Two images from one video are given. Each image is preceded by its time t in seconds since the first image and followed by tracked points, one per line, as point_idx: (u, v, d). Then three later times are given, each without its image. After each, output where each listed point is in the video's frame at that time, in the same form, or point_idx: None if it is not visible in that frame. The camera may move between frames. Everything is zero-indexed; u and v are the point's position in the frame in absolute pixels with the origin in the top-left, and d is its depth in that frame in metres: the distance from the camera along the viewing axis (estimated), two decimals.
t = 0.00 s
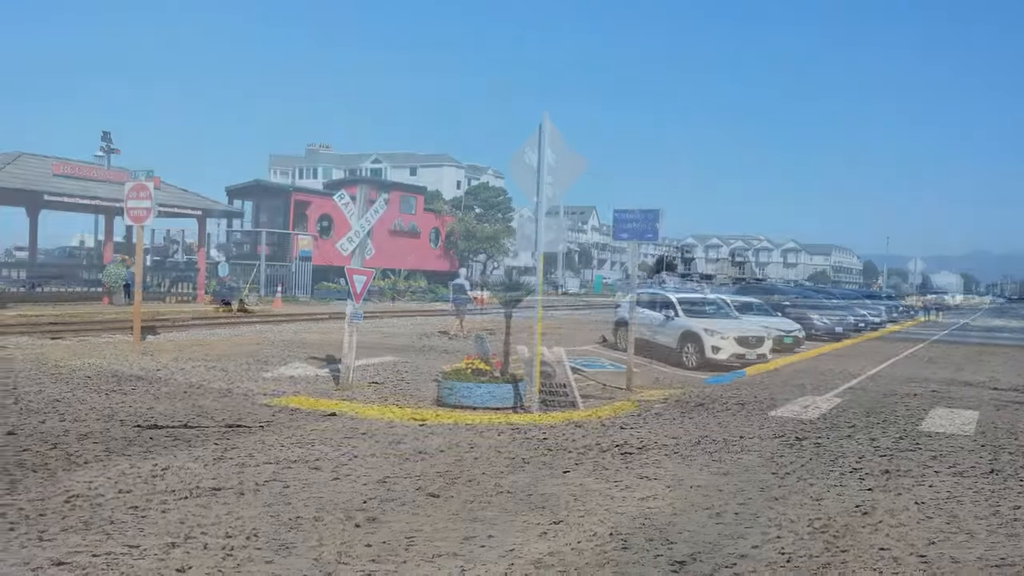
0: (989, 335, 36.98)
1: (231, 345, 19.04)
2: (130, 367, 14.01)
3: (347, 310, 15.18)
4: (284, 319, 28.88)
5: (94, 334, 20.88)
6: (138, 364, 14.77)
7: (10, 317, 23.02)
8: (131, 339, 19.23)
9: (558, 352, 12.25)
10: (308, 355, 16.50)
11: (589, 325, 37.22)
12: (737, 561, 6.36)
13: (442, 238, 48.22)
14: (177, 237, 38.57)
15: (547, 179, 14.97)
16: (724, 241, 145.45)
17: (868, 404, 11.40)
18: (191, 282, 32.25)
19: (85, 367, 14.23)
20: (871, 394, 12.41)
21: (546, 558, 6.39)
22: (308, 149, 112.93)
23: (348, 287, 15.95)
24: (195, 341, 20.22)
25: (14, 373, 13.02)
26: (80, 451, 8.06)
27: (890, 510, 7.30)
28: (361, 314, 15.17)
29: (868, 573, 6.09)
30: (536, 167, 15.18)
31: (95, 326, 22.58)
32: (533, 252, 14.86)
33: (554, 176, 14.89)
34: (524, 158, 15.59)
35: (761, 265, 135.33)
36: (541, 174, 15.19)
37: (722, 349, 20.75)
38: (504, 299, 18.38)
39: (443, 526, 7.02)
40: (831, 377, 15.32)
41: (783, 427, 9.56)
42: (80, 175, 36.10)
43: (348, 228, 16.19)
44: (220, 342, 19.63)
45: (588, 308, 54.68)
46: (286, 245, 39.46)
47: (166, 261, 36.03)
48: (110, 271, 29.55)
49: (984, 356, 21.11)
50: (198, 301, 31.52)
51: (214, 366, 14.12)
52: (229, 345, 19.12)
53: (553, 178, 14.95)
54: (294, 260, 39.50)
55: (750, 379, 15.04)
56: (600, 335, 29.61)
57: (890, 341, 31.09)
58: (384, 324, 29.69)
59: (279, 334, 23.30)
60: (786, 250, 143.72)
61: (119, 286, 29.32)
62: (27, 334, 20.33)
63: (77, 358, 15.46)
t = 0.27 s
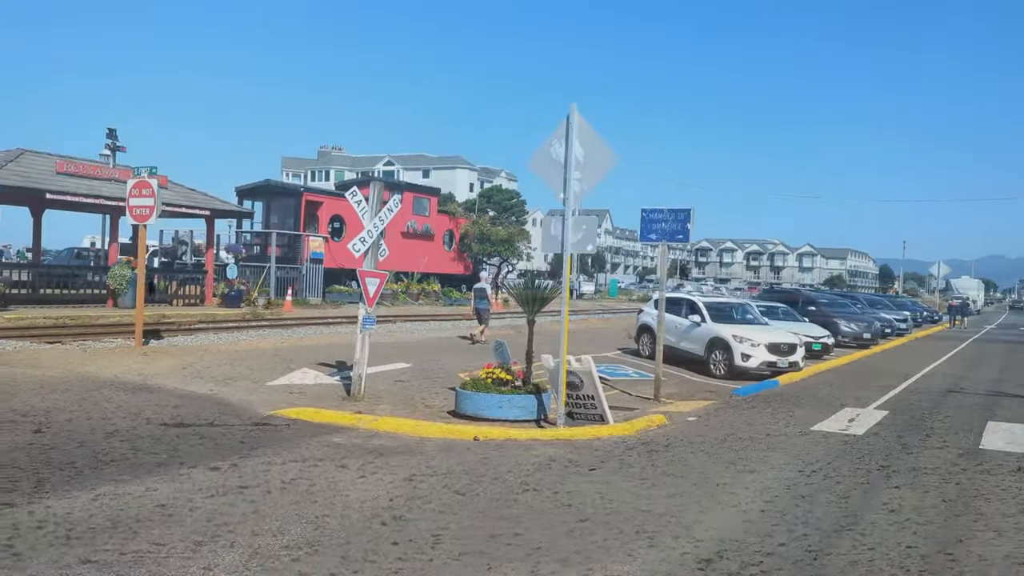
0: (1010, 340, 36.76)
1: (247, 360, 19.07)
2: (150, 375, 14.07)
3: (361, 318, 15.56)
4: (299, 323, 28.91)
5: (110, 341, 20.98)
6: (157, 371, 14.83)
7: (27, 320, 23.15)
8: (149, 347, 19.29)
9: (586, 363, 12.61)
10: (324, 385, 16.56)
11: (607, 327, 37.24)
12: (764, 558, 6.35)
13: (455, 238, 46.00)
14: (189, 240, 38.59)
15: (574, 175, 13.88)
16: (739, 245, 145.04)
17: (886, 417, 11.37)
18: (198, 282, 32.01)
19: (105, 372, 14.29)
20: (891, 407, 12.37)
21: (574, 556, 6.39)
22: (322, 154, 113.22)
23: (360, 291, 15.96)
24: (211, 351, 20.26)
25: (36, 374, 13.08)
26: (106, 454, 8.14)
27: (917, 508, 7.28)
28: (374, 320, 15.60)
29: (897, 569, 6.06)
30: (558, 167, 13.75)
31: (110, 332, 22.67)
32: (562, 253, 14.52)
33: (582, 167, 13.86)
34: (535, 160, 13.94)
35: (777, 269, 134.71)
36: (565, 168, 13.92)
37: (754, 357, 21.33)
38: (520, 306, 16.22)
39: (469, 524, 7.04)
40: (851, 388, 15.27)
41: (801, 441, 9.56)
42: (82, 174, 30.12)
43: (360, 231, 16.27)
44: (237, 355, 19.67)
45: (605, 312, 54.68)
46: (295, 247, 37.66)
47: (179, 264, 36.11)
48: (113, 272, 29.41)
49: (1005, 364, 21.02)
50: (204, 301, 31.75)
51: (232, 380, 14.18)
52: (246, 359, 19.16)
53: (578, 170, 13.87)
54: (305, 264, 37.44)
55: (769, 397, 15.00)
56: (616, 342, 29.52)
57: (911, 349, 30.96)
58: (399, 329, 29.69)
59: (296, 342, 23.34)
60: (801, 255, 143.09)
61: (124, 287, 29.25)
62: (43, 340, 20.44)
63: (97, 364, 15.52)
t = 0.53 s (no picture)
0: None
1: (266, 391, 17.30)
2: (152, 439, 12.41)
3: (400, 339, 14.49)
4: (327, 344, 27.13)
5: (126, 363, 19.23)
6: (162, 427, 13.15)
7: (43, 336, 21.45)
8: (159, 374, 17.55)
9: (657, 397, 11.59)
10: (347, 424, 14.76)
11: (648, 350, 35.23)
12: None
13: (491, 256, 42.90)
14: (216, 254, 36.55)
15: (644, 181, 11.86)
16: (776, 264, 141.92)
17: (1008, 513, 9.50)
18: (226, 299, 29.82)
19: (102, 430, 12.63)
20: (1007, 496, 10.45)
21: None
22: (352, 169, 111.84)
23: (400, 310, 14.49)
24: (229, 377, 18.51)
25: (21, 442, 11.44)
26: None
27: None
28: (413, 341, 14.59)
29: None
30: (625, 172, 11.86)
31: (130, 352, 20.92)
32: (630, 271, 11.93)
33: (654, 172, 11.80)
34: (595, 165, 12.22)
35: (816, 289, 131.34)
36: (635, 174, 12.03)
37: (824, 386, 19.71)
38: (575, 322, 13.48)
39: None
40: (943, 460, 13.32)
41: (926, 557, 7.74)
42: (104, 185, 25.41)
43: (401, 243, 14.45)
44: (256, 385, 17.91)
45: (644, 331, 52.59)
46: (328, 263, 34.44)
47: (207, 279, 34.32)
48: (136, 287, 25.59)
49: None
50: (232, 318, 29.68)
51: (244, 445, 12.47)
52: (264, 390, 17.38)
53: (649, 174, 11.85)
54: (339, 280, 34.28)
55: (850, 460, 13.05)
56: (663, 367, 27.41)
57: (984, 384, 28.53)
58: (433, 349, 27.77)
59: (321, 365, 21.53)
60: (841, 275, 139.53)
61: (151, 304, 25.65)
62: (58, 360, 18.70)
63: (96, 410, 13.85)
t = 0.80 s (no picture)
0: None
1: (319, 420, 15.95)
2: (197, 479, 11.08)
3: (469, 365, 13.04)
4: (381, 366, 25.86)
5: (172, 388, 18.06)
6: (208, 465, 11.82)
7: (88, 359, 20.43)
8: (206, 401, 16.32)
9: (778, 440, 9.85)
10: (408, 461, 13.31)
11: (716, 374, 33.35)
12: None
13: (546, 276, 41.33)
14: (266, 274, 35.55)
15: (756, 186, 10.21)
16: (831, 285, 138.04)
17: None
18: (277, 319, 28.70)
19: (142, 468, 11.34)
20: None
21: None
22: (400, 191, 111.39)
23: (467, 333, 13.03)
24: (279, 404, 17.22)
25: (52, 483, 10.18)
26: None
27: None
28: (483, 369, 13.10)
29: None
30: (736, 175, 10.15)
31: (177, 376, 19.78)
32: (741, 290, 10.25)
33: (770, 175, 10.12)
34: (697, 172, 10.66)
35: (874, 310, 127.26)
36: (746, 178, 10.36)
37: (929, 423, 17.60)
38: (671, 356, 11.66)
39: None
40: None
41: None
42: (153, 203, 24.51)
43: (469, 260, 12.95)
44: (308, 413, 16.58)
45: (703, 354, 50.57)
46: (379, 283, 33.10)
47: (256, 300, 33.27)
48: (184, 307, 24.62)
49: None
50: (282, 340, 28.53)
51: (299, 487, 11.07)
52: (317, 419, 16.03)
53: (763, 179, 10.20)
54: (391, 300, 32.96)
55: (993, 513, 11.22)
56: (737, 394, 25.50)
57: None
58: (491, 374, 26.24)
59: (376, 391, 20.15)
60: (900, 296, 135.09)
61: (200, 324, 24.65)
62: (101, 386, 17.59)
63: (137, 444, 12.61)
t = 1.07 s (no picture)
0: None
1: (403, 448, 14.56)
2: (276, 519, 9.74)
3: (575, 391, 11.36)
4: (461, 385, 24.51)
5: (246, 411, 16.93)
6: (287, 501, 10.48)
7: (160, 379, 19.52)
8: (282, 426, 15.10)
9: (976, 489, 7.74)
10: (507, 498, 11.78)
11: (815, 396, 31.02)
12: None
13: (627, 291, 39.56)
14: (339, 290, 34.63)
15: (940, 179, 7.80)
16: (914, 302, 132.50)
17: None
18: (352, 336, 27.61)
19: (214, 506, 10.07)
20: None
21: None
22: (468, 208, 110.84)
23: (573, 353, 11.42)
24: (359, 430, 15.90)
25: (114, 522, 8.95)
26: None
27: None
28: (592, 396, 11.42)
29: None
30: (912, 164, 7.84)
31: (252, 397, 18.68)
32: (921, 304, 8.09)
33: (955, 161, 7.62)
34: (858, 166, 8.17)
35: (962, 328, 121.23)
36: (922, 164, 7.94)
37: None
38: (823, 386, 9.95)
39: None
40: None
41: None
42: (227, 216, 23.72)
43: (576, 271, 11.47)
44: (390, 440, 15.22)
45: (792, 372, 47.95)
46: (455, 298, 31.78)
47: (330, 316, 32.30)
48: (258, 324, 23.79)
49: None
50: (357, 358, 27.44)
51: (390, 531, 9.63)
52: (401, 447, 14.64)
53: (946, 169, 7.80)
54: (467, 317, 31.55)
55: None
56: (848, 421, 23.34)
57: None
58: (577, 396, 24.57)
59: (459, 416, 18.70)
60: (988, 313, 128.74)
61: (274, 342, 23.74)
62: (173, 408, 16.56)
63: (209, 475, 11.36)
